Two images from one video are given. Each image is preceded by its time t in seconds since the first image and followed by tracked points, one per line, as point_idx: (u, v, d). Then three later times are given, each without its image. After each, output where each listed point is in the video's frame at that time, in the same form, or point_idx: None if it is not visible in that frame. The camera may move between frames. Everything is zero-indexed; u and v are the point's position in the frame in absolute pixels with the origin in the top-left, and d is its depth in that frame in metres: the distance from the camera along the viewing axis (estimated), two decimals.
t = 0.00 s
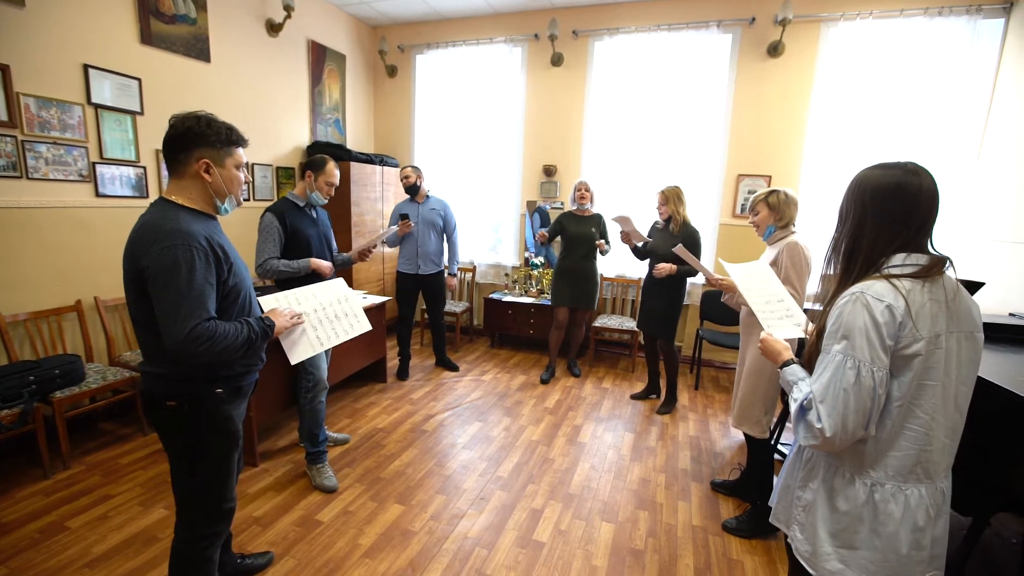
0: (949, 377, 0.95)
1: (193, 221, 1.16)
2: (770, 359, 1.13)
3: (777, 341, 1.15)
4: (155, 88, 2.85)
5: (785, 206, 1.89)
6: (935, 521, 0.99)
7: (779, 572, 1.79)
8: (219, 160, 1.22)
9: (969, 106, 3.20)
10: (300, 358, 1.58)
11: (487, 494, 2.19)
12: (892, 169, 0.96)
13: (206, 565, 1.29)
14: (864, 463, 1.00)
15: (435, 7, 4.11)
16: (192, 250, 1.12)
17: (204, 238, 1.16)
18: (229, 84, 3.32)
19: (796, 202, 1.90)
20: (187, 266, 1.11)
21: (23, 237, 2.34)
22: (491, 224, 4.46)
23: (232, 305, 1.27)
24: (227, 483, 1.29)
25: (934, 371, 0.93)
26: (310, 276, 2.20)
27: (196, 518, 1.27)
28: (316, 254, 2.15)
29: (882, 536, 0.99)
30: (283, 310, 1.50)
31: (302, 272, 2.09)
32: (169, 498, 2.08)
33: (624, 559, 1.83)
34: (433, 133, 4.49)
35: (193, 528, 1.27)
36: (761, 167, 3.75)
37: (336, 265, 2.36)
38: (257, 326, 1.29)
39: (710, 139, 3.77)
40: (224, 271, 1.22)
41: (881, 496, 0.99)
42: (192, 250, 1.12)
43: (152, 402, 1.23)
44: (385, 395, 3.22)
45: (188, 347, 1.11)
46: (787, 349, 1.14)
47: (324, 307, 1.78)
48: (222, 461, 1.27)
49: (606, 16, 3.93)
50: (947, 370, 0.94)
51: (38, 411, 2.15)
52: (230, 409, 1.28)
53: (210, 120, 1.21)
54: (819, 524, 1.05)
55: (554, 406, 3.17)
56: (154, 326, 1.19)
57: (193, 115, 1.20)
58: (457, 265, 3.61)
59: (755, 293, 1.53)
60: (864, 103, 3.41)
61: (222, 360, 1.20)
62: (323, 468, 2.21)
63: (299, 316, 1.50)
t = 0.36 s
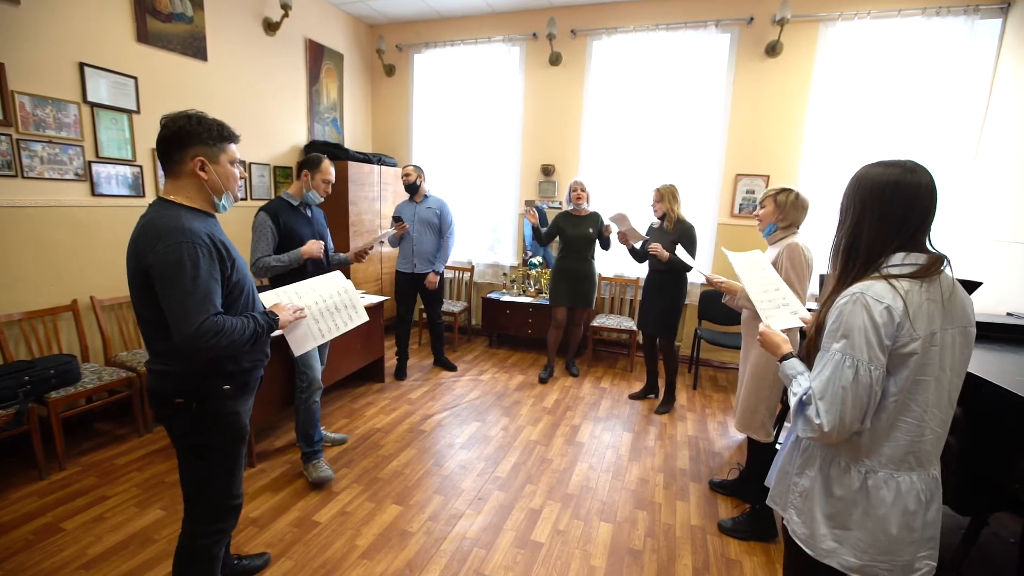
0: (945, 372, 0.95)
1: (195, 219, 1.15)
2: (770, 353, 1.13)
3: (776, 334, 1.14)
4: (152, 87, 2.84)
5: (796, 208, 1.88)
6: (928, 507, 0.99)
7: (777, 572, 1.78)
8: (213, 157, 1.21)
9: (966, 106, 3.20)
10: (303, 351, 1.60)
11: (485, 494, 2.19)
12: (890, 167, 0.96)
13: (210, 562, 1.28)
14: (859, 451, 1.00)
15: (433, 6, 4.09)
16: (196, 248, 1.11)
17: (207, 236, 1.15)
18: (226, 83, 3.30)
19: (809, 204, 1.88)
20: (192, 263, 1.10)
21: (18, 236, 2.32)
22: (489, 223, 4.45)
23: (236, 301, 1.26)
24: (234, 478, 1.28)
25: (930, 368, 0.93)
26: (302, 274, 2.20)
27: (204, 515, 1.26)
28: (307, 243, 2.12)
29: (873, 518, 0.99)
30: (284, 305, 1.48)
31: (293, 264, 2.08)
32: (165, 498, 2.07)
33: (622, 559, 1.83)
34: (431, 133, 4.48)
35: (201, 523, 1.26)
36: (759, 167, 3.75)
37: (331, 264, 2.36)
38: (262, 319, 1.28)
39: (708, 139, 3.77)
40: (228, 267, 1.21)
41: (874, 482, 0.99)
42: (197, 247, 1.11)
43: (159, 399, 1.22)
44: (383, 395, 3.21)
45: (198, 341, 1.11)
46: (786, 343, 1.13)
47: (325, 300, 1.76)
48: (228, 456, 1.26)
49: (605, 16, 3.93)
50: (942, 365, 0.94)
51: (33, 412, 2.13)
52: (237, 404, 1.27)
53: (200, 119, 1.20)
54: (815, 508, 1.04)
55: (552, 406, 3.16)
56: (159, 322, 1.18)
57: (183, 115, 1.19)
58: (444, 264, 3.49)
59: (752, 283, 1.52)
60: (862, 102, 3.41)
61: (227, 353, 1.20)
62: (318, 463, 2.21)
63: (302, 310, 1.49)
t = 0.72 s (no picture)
0: (943, 377, 0.96)
1: (194, 220, 1.15)
2: (768, 350, 1.14)
3: (773, 331, 1.15)
4: (150, 87, 2.84)
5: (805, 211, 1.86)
6: (919, 502, 1.02)
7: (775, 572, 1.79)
8: (212, 159, 1.21)
9: (963, 108, 3.22)
10: (309, 352, 1.59)
11: (483, 495, 2.19)
12: (868, 176, 0.98)
13: (215, 563, 1.27)
14: (858, 453, 1.00)
15: (432, 7, 4.10)
16: (195, 250, 1.11)
17: (206, 237, 1.15)
18: (225, 84, 3.30)
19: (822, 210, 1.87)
20: (191, 265, 1.10)
21: (16, 237, 2.32)
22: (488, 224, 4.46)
23: (237, 303, 1.26)
24: (240, 479, 1.28)
25: (931, 375, 0.94)
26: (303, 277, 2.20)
27: (209, 517, 1.25)
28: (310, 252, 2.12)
29: (869, 515, 1.00)
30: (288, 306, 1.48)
31: (293, 271, 2.08)
32: (163, 500, 2.07)
33: (621, 560, 1.83)
34: (430, 134, 4.48)
35: (206, 524, 1.25)
36: (757, 168, 3.76)
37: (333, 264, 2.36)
38: (264, 321, 1.27)
39: (706, 141, 3.78)
40: (228, 269, 1.21)
41: (872, 482, 1.00)
42: (195, 248, 1.11)
43: (166, 402, 1.22)
44: (382, 396, 3.21)
45: (198, 341, 1.10)
46: (783, 339, 1.14)
47: (329, 300, 1.76)
48: (233, 458, 1.26)
49: (603, 17, 3.94)
50: (943, 370, 0.95)
51: (31, 413, 2.13)
52: (241, 406, 1.27)
53: (196, 120, 1.20)
54: (813, 506, 1.05)
55: (550, 407, 3.16)
56: (160, 324, 1.18)
57: (180, 118, 1.19)
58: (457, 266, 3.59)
59: (743, 281, 1.52)
60: (859, 104, 3.42)
61: (228, 355, 1.20)
62: (318, 465, 2.21)
63: (306, 313, 1.49)
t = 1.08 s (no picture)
0: (938, 370, 0.97)
1: (190, 223, 1.15)
2: (761, 341, 1.13)
3: (767, 322, 1.14)
4: (149, 88, 2.84)
5: (800, 207, 1.88)
6: (915, 495, 1.03)
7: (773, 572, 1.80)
8: (211, 158, 1.21)
9: (959, 110, 3.24)
10: (314, 356, 1.58)
11: (483, 495, 2.19)
12: (868, 175, 0.98)
13: (214, 567, 1.28)
14: (858, 449, 1.01)
15: (431, 8, 4.10)
16: (190, 252, 1.11)
17: (201, 238, 1.15)
18: (225, 85, 3.30)
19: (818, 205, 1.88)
20: (184, 269, 1.10)
21: (15, 237, 2.32)
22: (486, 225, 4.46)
23: (234, 305, 1.27)
24: (237, 484, 1.28)
25: (927, 368, 0.95)
26: (309, 276, 2.21)
27: (206, 521, 1.25)
28: (320, 245, 2.11)
29: (873, 514, 1.01)
30: (289, 309, 1.49)
31: (304, 266, 2.07)
32: (163, 500, 2.07)
33: (620, 560, 1.84)
34: (429, 134, 4.49)
35: (205, 529, 1.26)
36: (754, 170, 3.78)
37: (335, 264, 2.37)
38: (259, 325, 1.27)
39: (705, 142, 3.80)
40: (224, 270, 1.21)
41: (874, 479, 1.00)
42: (190, 250, 1.11)
43: (163, 405, 1.23)
44: (381, 396, 3.21)
45: (190, 347, 1.11)
46: (777, 330, 1.14)
47: (333, 302, 1.76)
48: (230, 463, 1.26)
49: (601, 19, 3.95)
50: (937, 363, 0.96)
51: (30, 413, 2.12)
52: (239, 410, 1.27)
53: (192, 119, 1.21)
54: (816, 506, 1.05)
55: (549, 407, 3.17)
56: (154, 325, 1.19)
57: (174, 118, 1.19)
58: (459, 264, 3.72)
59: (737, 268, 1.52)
60: (857, 106, 3.44)
61: (223, 360, 1.20)
62: (318, 470, 2.21)
63: (305, 316, 1.49)
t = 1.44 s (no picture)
0: (941, 372, 0.97)
1: (179, 225, 1.16)
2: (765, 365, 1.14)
3: (768, 345, 1.15)
4: (147, 88, 2.83)
5: (801, 212, 1.88)
6: (929, 499, 1.04)
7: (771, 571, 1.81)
8: (205, 159, 1.21)
9: (956, 109, 3.25)
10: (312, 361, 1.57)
11: (482, 495, 2.20)
12: (864, 181, 0.98)
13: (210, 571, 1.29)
14: (869, 458, 1.01)
15: (429, 7, 4.10)
16: (176, 256, 1.11)
17: (191, 241, 1.15)
18: (223, 84, 3.30)
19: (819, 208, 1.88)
20: (172, 273, 1.10)
21: (13, 237, 2.32)
22: (485, 224, 4.46)
23: (224, 309, 1.27)
24: (230, 488, 1.28)
25: (929, 372, 0.95)
26: (310, 276, 2.21)
27: (197, 526, 1.26)
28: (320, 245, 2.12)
29: (890, 522, 1.01)
30: (282, 314, 1.49)
31: (305, 265, 2.07)
32: (161, 501, 2.07)
33: (619, 559, 1.85)
34: (427, 134, 4.49)
35: (198, 534, 1.26)
36: (752, 169, 3.79)
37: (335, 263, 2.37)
38: (250, 330, 1.27)
39: (703, 142, 3.80)
40: (214, 275, 1.21)
41: (887, 487, 1.00)
42: (177, 254, 1.11)
43: (153, 410, 1.23)
44: (380, 396, 3.21)
45: (177, 355, 1.10)
46: (779, 352, 1.15)
47: (329, 305, 1.78)
48: (222, 467, 1.26)
49: (599, 18, 3.95)
50: (939, 366, 0.96)
51: (28, 413, 2.12)
52: (230, 415, 1.27)
53: (190, 118, 1.21)
54: (832, 519, 1.05)
55: (548, 406, 3.17)
56: (142, 331, 1.19)
57: (173, 115, 1.19)
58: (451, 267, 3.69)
59: (738, 293, 1.52)
60: (855, 105, 3.45)
61: (214, 367, 1.19)
62: (317, 469, 2.21)
63: (300, 319, 1.49)
